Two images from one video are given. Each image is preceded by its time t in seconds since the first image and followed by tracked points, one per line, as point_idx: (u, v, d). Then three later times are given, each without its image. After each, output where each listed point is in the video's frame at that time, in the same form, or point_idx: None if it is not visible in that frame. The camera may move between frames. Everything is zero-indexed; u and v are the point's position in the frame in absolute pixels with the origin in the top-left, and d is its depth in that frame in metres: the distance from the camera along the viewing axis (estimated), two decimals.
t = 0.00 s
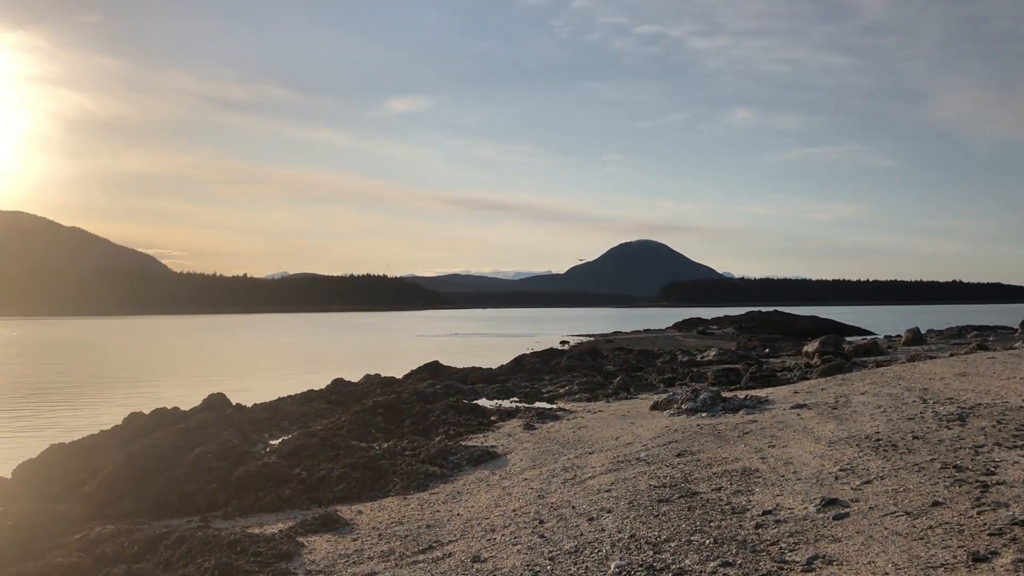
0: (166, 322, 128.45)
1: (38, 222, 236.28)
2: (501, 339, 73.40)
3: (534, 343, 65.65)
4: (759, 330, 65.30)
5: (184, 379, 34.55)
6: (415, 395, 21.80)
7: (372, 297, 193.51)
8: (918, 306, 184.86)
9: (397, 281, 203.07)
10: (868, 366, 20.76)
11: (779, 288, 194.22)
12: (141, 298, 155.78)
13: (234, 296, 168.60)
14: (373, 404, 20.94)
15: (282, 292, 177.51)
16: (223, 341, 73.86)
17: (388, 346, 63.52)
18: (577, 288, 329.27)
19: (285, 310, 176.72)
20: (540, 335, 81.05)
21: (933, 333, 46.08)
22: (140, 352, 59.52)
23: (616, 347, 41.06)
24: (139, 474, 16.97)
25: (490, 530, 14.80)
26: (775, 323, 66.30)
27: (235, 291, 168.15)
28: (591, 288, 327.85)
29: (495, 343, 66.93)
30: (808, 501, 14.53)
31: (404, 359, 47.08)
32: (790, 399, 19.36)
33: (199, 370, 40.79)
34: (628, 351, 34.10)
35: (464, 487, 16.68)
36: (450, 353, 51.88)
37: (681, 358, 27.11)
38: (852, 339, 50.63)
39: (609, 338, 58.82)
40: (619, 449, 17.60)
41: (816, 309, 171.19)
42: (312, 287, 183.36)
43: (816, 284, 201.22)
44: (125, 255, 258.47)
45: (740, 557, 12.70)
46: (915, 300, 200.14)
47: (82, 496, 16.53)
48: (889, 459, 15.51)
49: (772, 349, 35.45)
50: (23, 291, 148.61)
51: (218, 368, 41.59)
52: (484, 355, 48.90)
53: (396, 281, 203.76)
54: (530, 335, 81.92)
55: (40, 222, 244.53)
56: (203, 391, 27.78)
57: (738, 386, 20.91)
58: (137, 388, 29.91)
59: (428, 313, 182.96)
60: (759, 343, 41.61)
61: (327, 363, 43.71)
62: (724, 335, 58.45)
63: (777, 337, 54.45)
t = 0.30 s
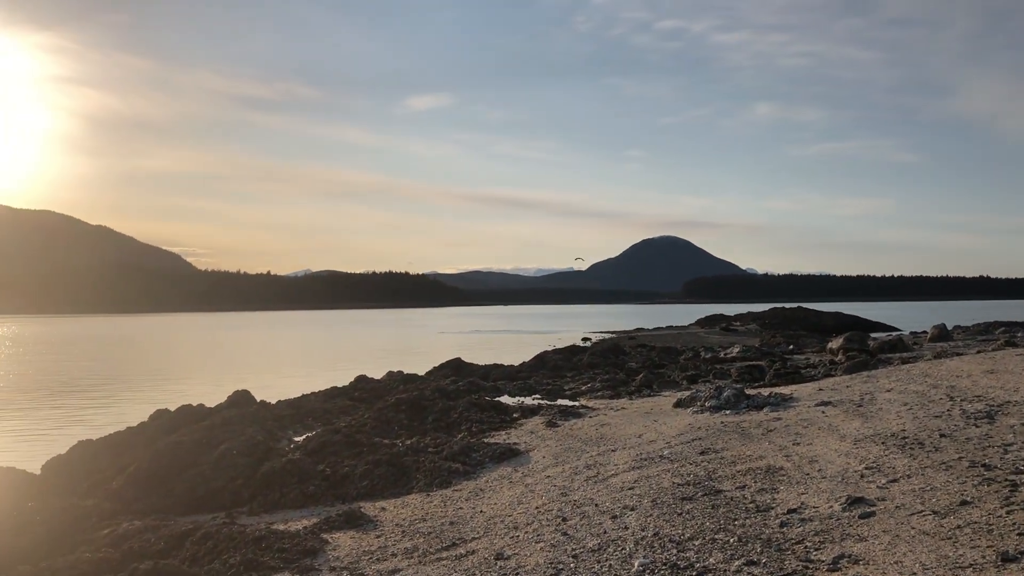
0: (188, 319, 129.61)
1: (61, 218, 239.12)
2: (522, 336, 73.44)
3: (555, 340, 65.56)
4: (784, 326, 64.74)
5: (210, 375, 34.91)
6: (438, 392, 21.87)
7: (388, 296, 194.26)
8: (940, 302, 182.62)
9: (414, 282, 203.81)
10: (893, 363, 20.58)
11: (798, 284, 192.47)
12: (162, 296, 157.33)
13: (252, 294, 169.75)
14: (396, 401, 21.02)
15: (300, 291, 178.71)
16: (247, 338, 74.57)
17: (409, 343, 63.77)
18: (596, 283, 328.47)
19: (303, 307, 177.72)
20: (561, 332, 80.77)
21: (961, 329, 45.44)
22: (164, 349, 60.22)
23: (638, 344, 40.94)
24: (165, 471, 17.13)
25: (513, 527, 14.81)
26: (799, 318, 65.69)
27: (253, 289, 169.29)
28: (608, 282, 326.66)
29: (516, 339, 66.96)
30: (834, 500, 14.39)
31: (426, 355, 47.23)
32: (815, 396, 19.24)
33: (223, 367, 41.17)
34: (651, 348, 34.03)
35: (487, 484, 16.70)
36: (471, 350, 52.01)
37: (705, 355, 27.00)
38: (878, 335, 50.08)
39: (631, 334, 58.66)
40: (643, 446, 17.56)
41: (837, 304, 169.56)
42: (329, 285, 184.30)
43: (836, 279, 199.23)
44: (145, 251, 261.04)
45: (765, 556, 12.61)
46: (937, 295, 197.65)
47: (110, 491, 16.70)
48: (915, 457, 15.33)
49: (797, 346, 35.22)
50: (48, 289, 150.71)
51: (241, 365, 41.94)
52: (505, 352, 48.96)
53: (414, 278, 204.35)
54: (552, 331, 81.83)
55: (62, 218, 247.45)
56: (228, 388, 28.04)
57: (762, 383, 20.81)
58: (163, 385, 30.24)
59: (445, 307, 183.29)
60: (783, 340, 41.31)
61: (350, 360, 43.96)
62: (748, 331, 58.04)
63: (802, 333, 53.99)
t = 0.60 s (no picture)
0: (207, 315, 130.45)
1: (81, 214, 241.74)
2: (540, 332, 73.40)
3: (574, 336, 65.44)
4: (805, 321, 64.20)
5: (232, 371, 35.20)
6: (458, 388, 21.93)
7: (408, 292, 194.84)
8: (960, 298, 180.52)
9: (437, 279, 204.18)
10: (917, 360, 20.42)
11: (816, 280, 191.02)
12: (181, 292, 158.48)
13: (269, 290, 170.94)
14: (417, 398, 21.10)
15: (318, 287, 179.45)
16: (267, 334, 75.02)
17: (428, 339, 63.95)
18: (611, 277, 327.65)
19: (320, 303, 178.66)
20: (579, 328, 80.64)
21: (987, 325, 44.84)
22: (187, 346, 60.90)
23: (658, 340, 40.82)
24: (188, 467, 17.30)
25: (535, 524, 14.81)
26: (820, 314, 65.12)
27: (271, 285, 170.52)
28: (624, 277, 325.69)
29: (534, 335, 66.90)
30: (857, 498, 14.24)
31: (445, 352, 47.35)
32: (838, 393, 19.13)
33: (246, 363, 41.50)
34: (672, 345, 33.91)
35: (508, 481, 16.73)
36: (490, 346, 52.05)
37: (725, 351, 26.89)
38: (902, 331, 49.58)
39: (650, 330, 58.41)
40: (664, 443, 17.53)
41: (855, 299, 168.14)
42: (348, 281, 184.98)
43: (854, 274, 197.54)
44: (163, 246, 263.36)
45: (789, 554, 12.50)
46: (957, 291, 195.41)
47: (135, 487, 16.88)
48: (940, 455, 15.16)
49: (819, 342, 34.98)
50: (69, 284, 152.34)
51: (262, 362, 42.26)
52: (524, 348, 48.95)
53: (431, 273, 204.74)
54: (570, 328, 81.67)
55: (82, 214, 250.16)
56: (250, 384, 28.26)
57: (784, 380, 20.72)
58: (186, 381, 30.54)
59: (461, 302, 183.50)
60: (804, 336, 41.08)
61: (369, 356, 44.17)
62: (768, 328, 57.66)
63: (823, 329, 53.62)
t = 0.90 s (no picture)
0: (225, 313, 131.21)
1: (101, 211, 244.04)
2: (558, 330, 73.39)
3: (591, 334, 65.35)
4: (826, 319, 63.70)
5: (253, 369, 35.48)
6: (477, 386, 21.97)
7: (432, 288, 194.21)
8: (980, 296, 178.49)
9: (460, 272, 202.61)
10: (940, 358, 20.24)
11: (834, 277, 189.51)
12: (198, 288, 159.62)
13: (286, 286, 171.80)
14: (436, 395, 21.17)
15: (334, 282, 179.82)
16: (287, 332, 75.62)
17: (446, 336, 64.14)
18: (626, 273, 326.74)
19: (336, 300, 179.36)
20: (597, 326, 80.46)
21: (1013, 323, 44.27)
22: (209, 342, 61.45)
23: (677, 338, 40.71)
24: (210, 462, 17.41)
25: (555, 523, 14.78)
26: (842, 312, 64.58)
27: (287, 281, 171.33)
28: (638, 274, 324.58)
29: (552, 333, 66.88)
30: (880, 497, 14.08)
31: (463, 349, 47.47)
32: (860, 392, 18.99)
33: (267, 360, 41.80)
34: (692, 343, 33.81)
35: (527, 479, 16.73)
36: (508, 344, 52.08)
37: (745, 349, 26.77)
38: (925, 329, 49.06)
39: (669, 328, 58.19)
40: (684, 442, 17.47)
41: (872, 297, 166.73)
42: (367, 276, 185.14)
43: (872, 271, 195.98)
44: (181, 242, 265.42)
45: (811, 553, 12.34)
46: (976, 288, 193.27)
47: (157, 482, 17.01)
48: (965, 455, 14.99)
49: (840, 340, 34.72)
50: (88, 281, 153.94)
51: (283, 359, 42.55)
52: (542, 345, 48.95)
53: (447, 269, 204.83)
54: (587, 325, 81.50)
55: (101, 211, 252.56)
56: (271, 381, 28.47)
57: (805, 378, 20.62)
58: (208, 378, 30.81)
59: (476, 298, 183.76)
60: (825, 334, 40.84)
61: (388, 354, 44.36)
62: (789, 325, 57.28)
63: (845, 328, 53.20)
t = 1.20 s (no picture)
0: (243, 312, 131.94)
1: (119, 210, 246.31)
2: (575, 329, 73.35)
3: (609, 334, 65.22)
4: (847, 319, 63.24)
5: (273, 367, 35.70)
6: (496, 386, 22.00)
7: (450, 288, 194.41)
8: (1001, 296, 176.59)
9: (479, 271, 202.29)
10: (964, 359, 20.06)
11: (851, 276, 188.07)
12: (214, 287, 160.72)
13: (301, 285, 172.76)
14: (455, 394, 21.21)
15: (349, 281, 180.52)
16: (307, 330, 76.03)
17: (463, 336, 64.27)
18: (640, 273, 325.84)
19: (351, 298, 180.06)
20: (615, 325, 80.26)
21: None
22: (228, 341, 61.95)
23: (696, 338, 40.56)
24: (230, 461, 17.51)
25: (574, 522, 14.76)
26: (863, 312, 64.07)
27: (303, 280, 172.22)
28: (652, 273, 323.82)
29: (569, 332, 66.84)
30: (903, 499, 13.93)
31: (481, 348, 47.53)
32: (882, 393, 18.87)
33: (286, 359, 42.08)
34: (711, 343, 33.69)
35: (547, 479, 16.73)
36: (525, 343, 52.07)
37: (765, 350, 26.63)
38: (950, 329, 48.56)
39: (689, 328, 57.95)
40: (704, 442, 17.41)
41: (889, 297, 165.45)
42: (384, 275, 185.60)
43: (889, 271, 194.50)
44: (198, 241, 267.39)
45: (832, 555, 12.23)
46: (995, 289, 191.34)
47: (178, 480, 17.14)
48: (990, 456, 14.82)
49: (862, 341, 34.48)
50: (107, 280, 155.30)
51: (302, 358, 42.83)
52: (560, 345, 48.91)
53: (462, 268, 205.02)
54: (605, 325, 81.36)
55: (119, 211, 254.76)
56: (291, 380, 28.62)
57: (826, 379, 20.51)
58: (228, 377, 31.03)
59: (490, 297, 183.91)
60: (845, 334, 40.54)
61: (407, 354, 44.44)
62: (808, 326, 56.87)
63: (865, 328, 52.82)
